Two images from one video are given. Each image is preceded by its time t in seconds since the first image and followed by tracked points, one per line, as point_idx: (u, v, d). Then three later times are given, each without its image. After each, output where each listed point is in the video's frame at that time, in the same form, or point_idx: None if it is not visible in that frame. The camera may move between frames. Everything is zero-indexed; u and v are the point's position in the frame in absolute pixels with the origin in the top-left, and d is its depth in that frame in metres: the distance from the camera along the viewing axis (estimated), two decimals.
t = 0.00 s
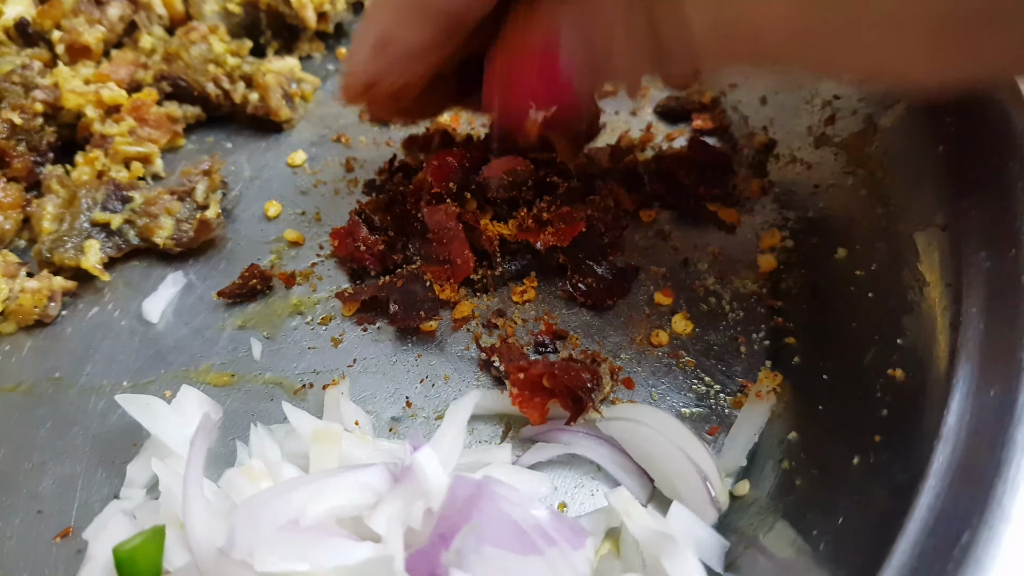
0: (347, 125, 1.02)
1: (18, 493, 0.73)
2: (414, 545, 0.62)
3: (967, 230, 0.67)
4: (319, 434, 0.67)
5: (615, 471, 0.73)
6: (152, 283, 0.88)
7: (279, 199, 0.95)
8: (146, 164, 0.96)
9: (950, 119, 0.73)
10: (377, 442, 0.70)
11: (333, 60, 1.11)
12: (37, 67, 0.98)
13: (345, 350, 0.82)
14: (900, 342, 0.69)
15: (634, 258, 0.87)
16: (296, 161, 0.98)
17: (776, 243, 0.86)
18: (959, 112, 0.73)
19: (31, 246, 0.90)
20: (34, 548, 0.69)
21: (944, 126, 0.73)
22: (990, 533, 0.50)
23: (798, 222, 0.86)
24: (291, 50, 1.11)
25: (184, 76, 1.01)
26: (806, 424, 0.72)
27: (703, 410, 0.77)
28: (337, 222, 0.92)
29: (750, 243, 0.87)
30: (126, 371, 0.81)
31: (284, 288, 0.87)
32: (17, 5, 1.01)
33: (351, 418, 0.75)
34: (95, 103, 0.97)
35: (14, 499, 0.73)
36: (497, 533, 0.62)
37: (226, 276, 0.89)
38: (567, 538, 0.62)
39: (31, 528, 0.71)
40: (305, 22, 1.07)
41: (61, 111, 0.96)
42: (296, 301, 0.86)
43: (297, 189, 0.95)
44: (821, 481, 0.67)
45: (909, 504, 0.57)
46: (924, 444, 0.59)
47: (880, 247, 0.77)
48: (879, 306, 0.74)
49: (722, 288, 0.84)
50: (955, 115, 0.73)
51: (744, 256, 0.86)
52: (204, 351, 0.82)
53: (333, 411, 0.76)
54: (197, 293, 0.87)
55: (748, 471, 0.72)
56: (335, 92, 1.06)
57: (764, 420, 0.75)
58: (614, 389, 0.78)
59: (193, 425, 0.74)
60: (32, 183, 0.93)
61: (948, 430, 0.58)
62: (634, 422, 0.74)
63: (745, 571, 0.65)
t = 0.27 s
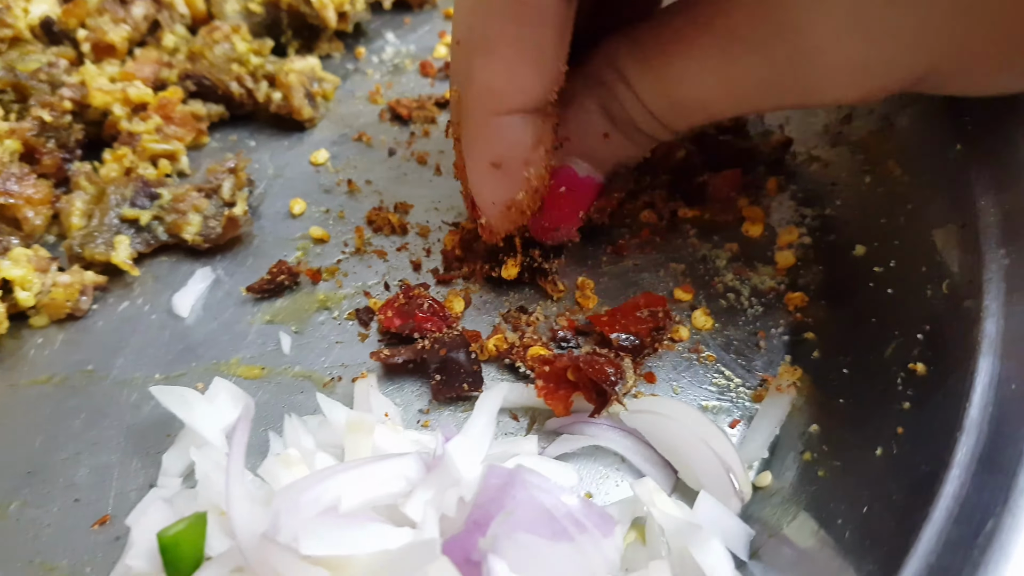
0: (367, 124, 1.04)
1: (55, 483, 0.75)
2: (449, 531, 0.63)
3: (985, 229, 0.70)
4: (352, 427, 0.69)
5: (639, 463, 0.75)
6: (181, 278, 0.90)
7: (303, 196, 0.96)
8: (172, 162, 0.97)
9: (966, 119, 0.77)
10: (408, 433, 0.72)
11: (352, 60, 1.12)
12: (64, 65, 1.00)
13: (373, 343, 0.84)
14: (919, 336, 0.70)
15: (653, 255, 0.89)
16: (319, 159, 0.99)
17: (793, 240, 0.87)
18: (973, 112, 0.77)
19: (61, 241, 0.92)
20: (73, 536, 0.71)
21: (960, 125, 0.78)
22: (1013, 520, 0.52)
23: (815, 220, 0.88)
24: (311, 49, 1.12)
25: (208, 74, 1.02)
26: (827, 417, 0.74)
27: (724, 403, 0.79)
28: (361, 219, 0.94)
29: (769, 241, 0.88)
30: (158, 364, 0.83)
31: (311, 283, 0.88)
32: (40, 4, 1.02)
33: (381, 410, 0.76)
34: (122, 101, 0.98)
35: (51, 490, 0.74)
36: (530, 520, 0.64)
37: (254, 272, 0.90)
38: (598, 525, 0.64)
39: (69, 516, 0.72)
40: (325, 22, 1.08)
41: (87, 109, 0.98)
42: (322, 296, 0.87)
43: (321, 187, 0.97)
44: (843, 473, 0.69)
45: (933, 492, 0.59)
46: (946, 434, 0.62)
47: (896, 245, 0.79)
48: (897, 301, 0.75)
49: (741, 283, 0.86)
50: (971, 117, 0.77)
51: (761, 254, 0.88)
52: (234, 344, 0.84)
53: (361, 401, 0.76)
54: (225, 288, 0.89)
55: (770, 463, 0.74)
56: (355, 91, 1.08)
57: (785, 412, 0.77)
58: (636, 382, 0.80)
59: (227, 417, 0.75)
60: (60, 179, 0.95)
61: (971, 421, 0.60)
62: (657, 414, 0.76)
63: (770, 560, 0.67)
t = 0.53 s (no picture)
0: (375, 119, 1.04)
1: (65, 472, 0.75)
2: (455, 519, 0.63)
3: (989, 217, 0.69)
4: (361, 414, 0.69)
5: (645, 452, 0.75)
6: (189, 271, 0.90)
7: (311, 190, 0.97)
8: (181, 156, 0.98)
9: (970, 109, 0.75)
10: (414, 423, 0.72)
11: (360, 56, 1.13)
12: (73, 60, 1.01)
13: (379, 334, 0.84)
14: (923, 325, 0.71)
15: (660, 246, 0.90)
16: (326, 153, 1.00)
17: (798, 234, 0.89)
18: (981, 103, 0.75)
19: (70, 235, 0.93)
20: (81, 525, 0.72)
21: (964, 118, 0.75)
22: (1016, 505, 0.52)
23: (821, 214, 0.89)
24: (319, 46, 1.13)
25: (216, 69, 1.03)
26: (831, 407, 0.75)
27: (729, 393, 0.80)
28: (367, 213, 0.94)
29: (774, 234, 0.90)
30: (167, 355, 0.84)
31: (318, 276, 0.89)
32: None
33: (388, 400, 0.77)
34: (131, 95, 0.99)
35: (61, 479, 0.75)
36: (538, 507, 0.64)
37: (262, 264, 0.91)
38: (603, 513, 0.64)
39: (78, 505, 0.73)
40: (334, 18, 1.09)
41: (97, 103, 0.98)
42: (330, 289, 0.88)
43: (328, 180, 0.98)
44: (848, 461, 0.69)
45: (935, 479, 0.58)
46: (949, 420, 0.61)
47: (901, 236, 0.79)
48: (901, 291, 0.76)
49: (746, 276, 0.87)
50: (974, 106, 0.75)
51: (766, 248, 0.89)
52: (242, 336, 0.85)
53: (369, 391, 0.77)
54: (233, 281, 0.89)
55: (775, 453, 0.75)
56: (363, 86, 1.09)
57: (789, 403, 0.78)
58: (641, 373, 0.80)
59: (236, 408, 0.76)
60: (69, 173, 0.95)
61: (973, 407, 0.60)
62: (662, 404, 0.76)
63: (774, 547, 0.68)
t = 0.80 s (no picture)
0: (366, 141, 1.02)
1: (45, 513, 0.74)
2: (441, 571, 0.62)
3: (991, 256, 0.67)
4: (346, 459, 0.67)
5: (637, 493, 0.74)
6: (174, 301, 0.88)
7: (299, 215, 0.95)
8: (166, 181, 0.96)
9: (971, 142, 0.74)
10: (401, 465, 0.71)
11: (350, 75, 1.11)
12: (57, 82, 0.99)
13: (367, 368, 0.82)
14: (922, 367, 0.69)
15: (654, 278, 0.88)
16: (315, 177, 0.98)
17: (794, 263, 0.87)
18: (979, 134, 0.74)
19: (53, 263, 0.91)
20: (61, 570, 0.70)
21: (964, 148, 0.74)
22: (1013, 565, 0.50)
23: (817, 242, 0.87)
24: (309, 64, 1.11)
25: (203, 91, 1.01)
26: (828, 448, 0.73)
27: (724, 430, 0.77)
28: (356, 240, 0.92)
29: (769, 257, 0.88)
30: (150, 390, 0.82)
31: (306, 306, 0.87)
32: (34, 19, 1.02)
33: (376, 440, 0.75)
34: (115, 118, 0.97)
35: (40, 520, 0.73)
36: (525, 561, 0.62)
37: (248, 294, 0.89)
38: (592, 563, 0.63)
39: (58, 548, 0.71)
40: (324, 37, 1.07)
41: (80, 127, 0.97)
42: (317, 320, 0.86)
43: (317, 206, 0.96)
44: (845, 507, 0.67)
45: (934, 535, 0.57)
46: (948, 471, 0.60)
47: (900, 270, 0.77)
48: (901, 329, 0.74)
49: (741, 306, 0.85)
50: (976, 139, 0.74)
51: (762, 276, 0.87)
52: (227, 369, 0.83)
53: (357, 430, 0.75)
54: (219, 311, 0.87)
55: (770, 494, 0.73)
56: (354, 106, 1.07)
57: (785, 441, 0.76)
58: (634, 411, 0.79)
59: (219, 446, 0.74)
60: (52, 200, 0.94)
61: (973, 458, 0.58)
62: (655, 443, 0.74)
63: None
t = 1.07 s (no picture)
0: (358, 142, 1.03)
1: (40, 510, 0.75)
2: (427, 563, 0.64)
3: (969, 254, 0.68)
4: (333, 456, 0.69)
5: (623, 488, 0.75)
6: (168, 302, 0.90)
7: (291, 217, 0.96)
8: (160, 183, 0.97)
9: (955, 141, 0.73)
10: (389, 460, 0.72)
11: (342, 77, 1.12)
12: (52, 87, 1.00)
13: (357, 367, 0.83)
14: (903, 364, 0.70)
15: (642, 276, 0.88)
16: (307, 178, 0.99)
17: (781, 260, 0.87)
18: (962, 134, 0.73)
19: (48, 265, 0.92)
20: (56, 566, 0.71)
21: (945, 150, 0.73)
22: (988, 559, 0.53)
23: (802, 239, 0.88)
24: (301, 67, 1.12)
25: (196, 95, 1.02)
26: (811, 443, 0.74)
27: (709, 426, 0.80)
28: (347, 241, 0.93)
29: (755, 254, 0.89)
30: (144, 389, 0.83)
31: (297, 307, 0.88)
32: (29, 25, 1.03)
33: (364, 437, 0.77)
34: (109, 122, 0.99)
35: (35, 517, 0.74)
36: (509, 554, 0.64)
37: (240, 295, 0.90)
38: (577, 557, 0.64)
39: (53, 544, 0.73)
40: (314, 40, 1.08)
41: (75, 131, 0.98)
42: (308, 320, 0.87)
43: (309, 208, 0.97)
44: (827, 501, 0.69)
45: (910, 529, 0.57)
46: (924, 465, 0.61)
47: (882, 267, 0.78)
48: (882, 325, 0.75)
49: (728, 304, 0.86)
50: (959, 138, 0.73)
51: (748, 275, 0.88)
52: (220, 369, 0.84)
53: (347, 429, 0.78)
54: (212, 312, 0.89)
55: (755, 488, 0.75)
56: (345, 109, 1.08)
57: (770, 436, 0.77)
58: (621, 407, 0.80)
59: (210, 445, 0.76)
60: (47, 203, 0.95)
61: (949, 454, 0.59)
62: (642, 439, 0.75)
63: None
